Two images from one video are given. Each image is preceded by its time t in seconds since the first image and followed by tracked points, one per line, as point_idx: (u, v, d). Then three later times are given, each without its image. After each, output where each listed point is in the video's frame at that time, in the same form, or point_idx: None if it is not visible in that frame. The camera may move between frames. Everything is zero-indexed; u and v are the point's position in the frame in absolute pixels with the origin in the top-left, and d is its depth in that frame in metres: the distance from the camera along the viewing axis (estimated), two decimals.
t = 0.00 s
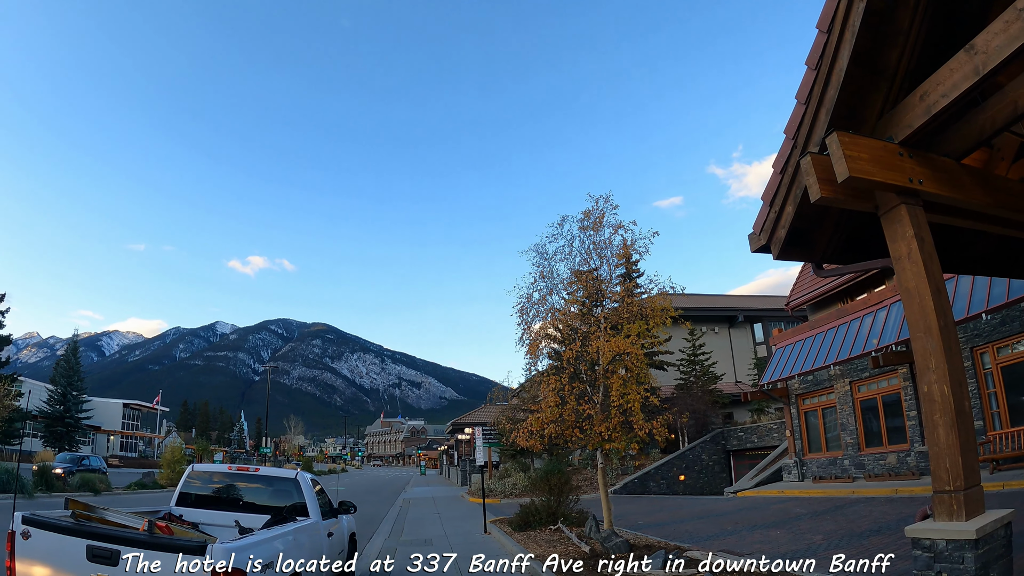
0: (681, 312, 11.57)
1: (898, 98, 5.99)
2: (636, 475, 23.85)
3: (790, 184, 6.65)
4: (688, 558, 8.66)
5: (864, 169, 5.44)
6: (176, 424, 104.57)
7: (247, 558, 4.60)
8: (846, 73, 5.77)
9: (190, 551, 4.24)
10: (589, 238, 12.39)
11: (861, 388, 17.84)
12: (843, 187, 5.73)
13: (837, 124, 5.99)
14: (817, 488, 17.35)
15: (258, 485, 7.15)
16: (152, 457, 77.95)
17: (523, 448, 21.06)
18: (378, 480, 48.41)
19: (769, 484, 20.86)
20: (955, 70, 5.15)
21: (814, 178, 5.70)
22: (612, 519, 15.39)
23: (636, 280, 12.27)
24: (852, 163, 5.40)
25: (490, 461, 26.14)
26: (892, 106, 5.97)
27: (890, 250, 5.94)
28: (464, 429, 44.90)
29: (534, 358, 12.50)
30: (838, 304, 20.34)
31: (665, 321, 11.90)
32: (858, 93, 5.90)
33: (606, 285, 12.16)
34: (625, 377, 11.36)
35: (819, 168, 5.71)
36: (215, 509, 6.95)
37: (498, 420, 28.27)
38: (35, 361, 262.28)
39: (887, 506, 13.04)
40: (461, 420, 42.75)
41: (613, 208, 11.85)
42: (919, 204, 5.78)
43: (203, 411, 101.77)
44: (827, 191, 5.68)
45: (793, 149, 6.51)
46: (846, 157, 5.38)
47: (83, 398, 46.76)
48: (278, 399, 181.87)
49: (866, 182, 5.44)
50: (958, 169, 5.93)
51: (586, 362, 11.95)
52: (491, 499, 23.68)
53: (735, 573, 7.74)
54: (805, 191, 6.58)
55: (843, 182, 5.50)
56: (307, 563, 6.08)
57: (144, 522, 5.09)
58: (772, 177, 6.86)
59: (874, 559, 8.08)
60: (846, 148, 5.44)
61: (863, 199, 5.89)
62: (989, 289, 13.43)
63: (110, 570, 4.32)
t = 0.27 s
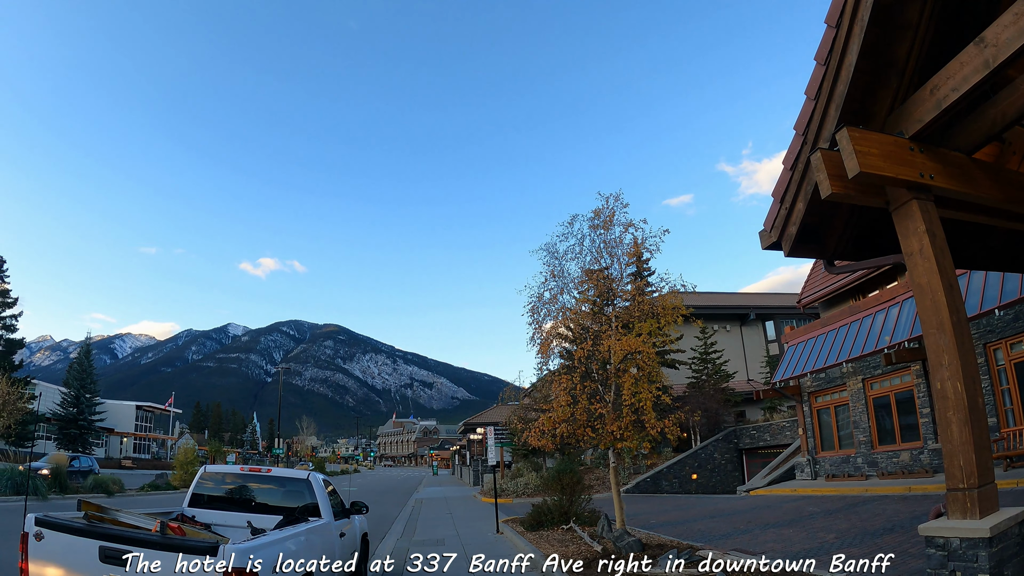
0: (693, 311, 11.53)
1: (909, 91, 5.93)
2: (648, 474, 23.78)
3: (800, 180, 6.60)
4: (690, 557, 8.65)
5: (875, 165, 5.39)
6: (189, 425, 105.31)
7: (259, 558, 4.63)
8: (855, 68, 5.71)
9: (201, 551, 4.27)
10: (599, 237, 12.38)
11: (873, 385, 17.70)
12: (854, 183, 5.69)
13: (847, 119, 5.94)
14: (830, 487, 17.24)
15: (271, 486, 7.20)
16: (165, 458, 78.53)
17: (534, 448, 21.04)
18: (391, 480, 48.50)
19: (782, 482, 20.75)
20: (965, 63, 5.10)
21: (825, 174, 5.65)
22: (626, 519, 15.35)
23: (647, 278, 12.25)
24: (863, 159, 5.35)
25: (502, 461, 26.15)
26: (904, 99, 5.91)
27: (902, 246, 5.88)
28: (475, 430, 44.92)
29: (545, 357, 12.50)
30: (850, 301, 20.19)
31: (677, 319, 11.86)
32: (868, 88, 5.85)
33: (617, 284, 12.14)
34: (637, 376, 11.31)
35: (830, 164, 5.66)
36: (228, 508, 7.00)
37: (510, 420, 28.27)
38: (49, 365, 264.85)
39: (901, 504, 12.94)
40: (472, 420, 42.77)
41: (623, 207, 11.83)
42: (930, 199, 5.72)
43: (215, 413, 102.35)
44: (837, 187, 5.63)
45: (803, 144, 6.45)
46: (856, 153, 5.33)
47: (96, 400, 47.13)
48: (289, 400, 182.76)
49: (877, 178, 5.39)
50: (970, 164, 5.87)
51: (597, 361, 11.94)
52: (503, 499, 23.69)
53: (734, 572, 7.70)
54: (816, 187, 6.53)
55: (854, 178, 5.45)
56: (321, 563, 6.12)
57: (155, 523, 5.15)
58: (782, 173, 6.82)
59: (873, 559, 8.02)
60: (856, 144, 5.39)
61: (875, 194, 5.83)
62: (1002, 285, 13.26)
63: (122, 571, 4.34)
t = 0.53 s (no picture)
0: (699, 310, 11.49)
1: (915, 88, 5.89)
2: (654, 474, 23.72)
3: (806, 178, 6.56)
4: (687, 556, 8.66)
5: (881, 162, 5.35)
6: (196, 426, 105.68)
7: (266, 558, 4.62)
8: (861, 65, 5.68)
9: (209, 551, 4.28)
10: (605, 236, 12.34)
11: (880, 383, 17.60)
12: (860, 181, 5.64)
13: (853, 117, 5.90)
14: (837, 486, 17.15)
15: (277, 486, 7.21)
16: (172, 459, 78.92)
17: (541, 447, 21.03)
18: (398, 480, 48.59)
19: (789, 481, 20.67)
20: (971, 60, 5.06)
21: (831, 172, 5.61)
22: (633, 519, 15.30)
23: (653, 277, 12.21)
24: (870, 156, 5.31)
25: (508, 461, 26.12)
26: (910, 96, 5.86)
27: (909, 244, 5.84)
28: (481, 430, 44.92)
29: (551, 357, 12.48)
30: (857, 299, 20.08)
31: (683, 318, 11.82)
32: (874, 85, 5.81)
33: (623, 283, 12.10)
34: (643, 375, 11.28)
35: (836, 162, 5.62)
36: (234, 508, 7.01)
37: (516, 420, 28.25)
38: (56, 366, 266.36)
39: (908, 503, 12.86)
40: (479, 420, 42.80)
41: (628, 206, 11.79)
42: (937, 196, 5.67)
43: (222, 414, 102.75)
44: (843, 185, 5.59)
45: (809, 142, 6.41)
46: (862, 150, 5.29)
47: (103, 402, 47.40)
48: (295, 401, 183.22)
49: (883, 175, 5.35)
50: (977, 161, 5.82)
51: (604, 361, 11.92)
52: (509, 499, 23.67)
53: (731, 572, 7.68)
54: (822, 185, 6.49)
55: (860, 175, 5.41)
56: (326, 563, 6.11)
57: (162, 523, 5.16)
58: (788, 171, 6.78)
59: (872, 559, 7.97)
60: (862, 141, 5.35)
61: (881, 192, 5.79)
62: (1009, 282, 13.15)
63: (127, 572, 4.34)
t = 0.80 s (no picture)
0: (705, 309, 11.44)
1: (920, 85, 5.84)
2: (659, 474, 23.65)
3: (812, 176, 6.51)
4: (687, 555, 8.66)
5: (887, 159, 5.30)
6: (202, 427, 105.92)
7: (270, 558, 4.62)
8: (865, 63, 5.63)
9: (214, 552, 4.27)
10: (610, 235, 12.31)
11: (886, 382, 17.51)
12: (865, 178, 5.61)
13: (858, 114, 5.85)
14: (843, 485, 17.09)
15: (283, 486, 7.20)
16: (178, 459, 79.12)
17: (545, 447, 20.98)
18: (402, 480, 48.58)
19: (794, 481, 20.59)
20: (976, 56, 5.01)
21: (836, 169, 5.57)
22: (638, 519, 15.24)
23: (658, 277, 12.16)
24: (875, 154, 5.27)
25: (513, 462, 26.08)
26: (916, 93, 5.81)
27: (915, 242, 5.79)
28: (486, 430, 44.88)
29: (556, 357, 12.45)
30: (862, 298, 19.98)
31: (688, 318, 11.77)
32: (879, 83, 5.77)
33: (628, 283, 12.06)
34: (649, 375, 11.23)
35: (841, 160, 5.58)
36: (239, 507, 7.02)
37: (521, 420, 28.20)
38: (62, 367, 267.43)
39: (915, 502, 12.78)
40: (484, 420, 42.79)
41: (632, 205, 11.70)
42: (943, 194, 5.63)
43: (228, 414, 102.98)
44: (849, 183, 5.55)
45: (814, 140, 6.36)
46: (868, 147, 5.25)
47: (108, 402, 47.49)
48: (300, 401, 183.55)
49: (889, 172, 5.31)
50: (983, 158, 5.77)
51: (608, 360, 11.89)
52: (514, 499, 23.62)
53: (730, 572, 7.64)
54: (827, 183, 6.44)
55: (866, 173, 5.36)
56: (332, 564, 6.10)
57: (166, 524, 5.15)
58: (793, 169, 6.73)
59: (872, 559, 7.93)
60: (868, 138, 5.30)
61: (886, 190, 5.74)
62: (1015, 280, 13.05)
63: (130, 573, 4.32)
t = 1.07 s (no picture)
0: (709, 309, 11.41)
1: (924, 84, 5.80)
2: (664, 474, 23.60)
3: (816, 175, 6.49)
4: (684, 556, 8.64)
5: (893, 158, 5.27)
6: (207, 428, 106.11)
7: (275, 558, 4.61)
8: (870, 61, 5.59)
9: (218, 552, 4.25)
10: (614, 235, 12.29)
11: (891, 382, 17.44)
12: (870, 177, 5.58)
13: (863, 113, 5.82)
14: (848, 485, 17.03)
15: (287, 487, 7.19)
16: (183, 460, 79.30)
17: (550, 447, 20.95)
18: (407, 480, 48.59)
19: (799, 481, 20.52)
20: (981, 54, 4.97)
21: (841, 168, 5.54)
22: (643, 519, 15.20)
23: (662, 276, 12.15)
24: (880, 152, 5.24)
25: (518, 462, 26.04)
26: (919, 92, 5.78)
27: (919, 241, 5.76)
28: (490, 430, 44.88)
29: (560, 357, 12.44)
30: (867, 297, 19.91)
31: (693, 317, 11.74)
32: (883, 81, 5.73)
33: (633, 282, 12.04)
34: (653, 375, 11.21)
35: (846, 159, 5.55)
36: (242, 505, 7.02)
37: (525, 420, 28.18)
38: (68, 369, 268.17)
39: (920, 501, 12.72)
40: (488, 420, 42.78)
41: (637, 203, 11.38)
42: (949, 192, 5.59)
43: (232, 415, 103.23)
44: (854, 182, 5.52)
45: (819, 138, 6.33)
46: (873, 146, 5.22)
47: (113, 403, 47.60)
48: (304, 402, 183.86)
49: (895, 171, 5.28)
50: (988, 156, 5.73)
51: (613, 360, 11.87)
52: (519, 499, 23.59)
53: (730, 572, 7.61)
54: (832, 182, 6.41)
55: (871, 172, 5.33)
56: (337, 564, 6.09)
57: (172, 524, 5.15)
58: (798, 168, 6.70)
59: (875, 559, 7.88)
60: (873, 137, 5.27)
61: (891, 188, 5.71)
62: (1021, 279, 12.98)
63: (135, 574, 4.31)
